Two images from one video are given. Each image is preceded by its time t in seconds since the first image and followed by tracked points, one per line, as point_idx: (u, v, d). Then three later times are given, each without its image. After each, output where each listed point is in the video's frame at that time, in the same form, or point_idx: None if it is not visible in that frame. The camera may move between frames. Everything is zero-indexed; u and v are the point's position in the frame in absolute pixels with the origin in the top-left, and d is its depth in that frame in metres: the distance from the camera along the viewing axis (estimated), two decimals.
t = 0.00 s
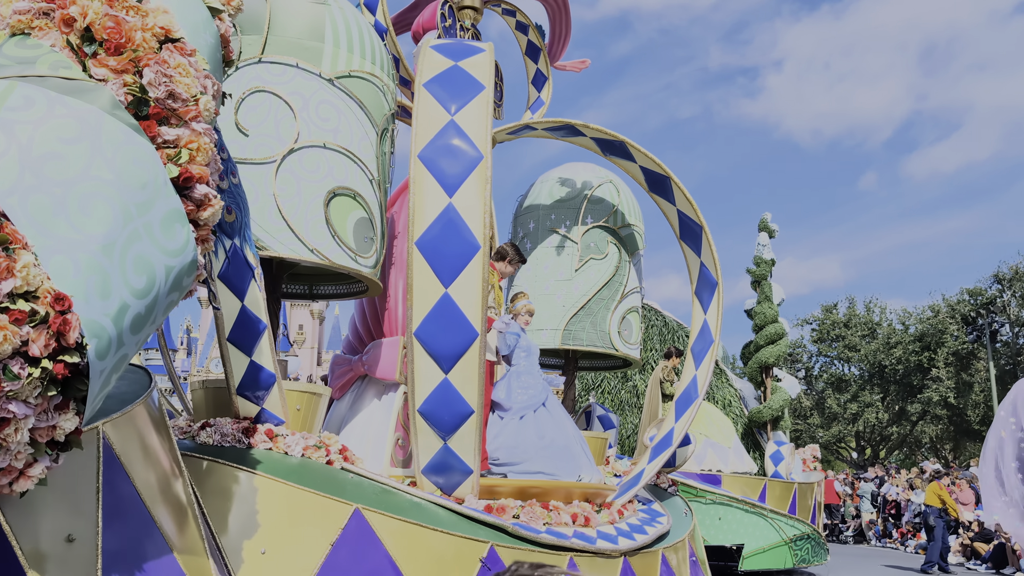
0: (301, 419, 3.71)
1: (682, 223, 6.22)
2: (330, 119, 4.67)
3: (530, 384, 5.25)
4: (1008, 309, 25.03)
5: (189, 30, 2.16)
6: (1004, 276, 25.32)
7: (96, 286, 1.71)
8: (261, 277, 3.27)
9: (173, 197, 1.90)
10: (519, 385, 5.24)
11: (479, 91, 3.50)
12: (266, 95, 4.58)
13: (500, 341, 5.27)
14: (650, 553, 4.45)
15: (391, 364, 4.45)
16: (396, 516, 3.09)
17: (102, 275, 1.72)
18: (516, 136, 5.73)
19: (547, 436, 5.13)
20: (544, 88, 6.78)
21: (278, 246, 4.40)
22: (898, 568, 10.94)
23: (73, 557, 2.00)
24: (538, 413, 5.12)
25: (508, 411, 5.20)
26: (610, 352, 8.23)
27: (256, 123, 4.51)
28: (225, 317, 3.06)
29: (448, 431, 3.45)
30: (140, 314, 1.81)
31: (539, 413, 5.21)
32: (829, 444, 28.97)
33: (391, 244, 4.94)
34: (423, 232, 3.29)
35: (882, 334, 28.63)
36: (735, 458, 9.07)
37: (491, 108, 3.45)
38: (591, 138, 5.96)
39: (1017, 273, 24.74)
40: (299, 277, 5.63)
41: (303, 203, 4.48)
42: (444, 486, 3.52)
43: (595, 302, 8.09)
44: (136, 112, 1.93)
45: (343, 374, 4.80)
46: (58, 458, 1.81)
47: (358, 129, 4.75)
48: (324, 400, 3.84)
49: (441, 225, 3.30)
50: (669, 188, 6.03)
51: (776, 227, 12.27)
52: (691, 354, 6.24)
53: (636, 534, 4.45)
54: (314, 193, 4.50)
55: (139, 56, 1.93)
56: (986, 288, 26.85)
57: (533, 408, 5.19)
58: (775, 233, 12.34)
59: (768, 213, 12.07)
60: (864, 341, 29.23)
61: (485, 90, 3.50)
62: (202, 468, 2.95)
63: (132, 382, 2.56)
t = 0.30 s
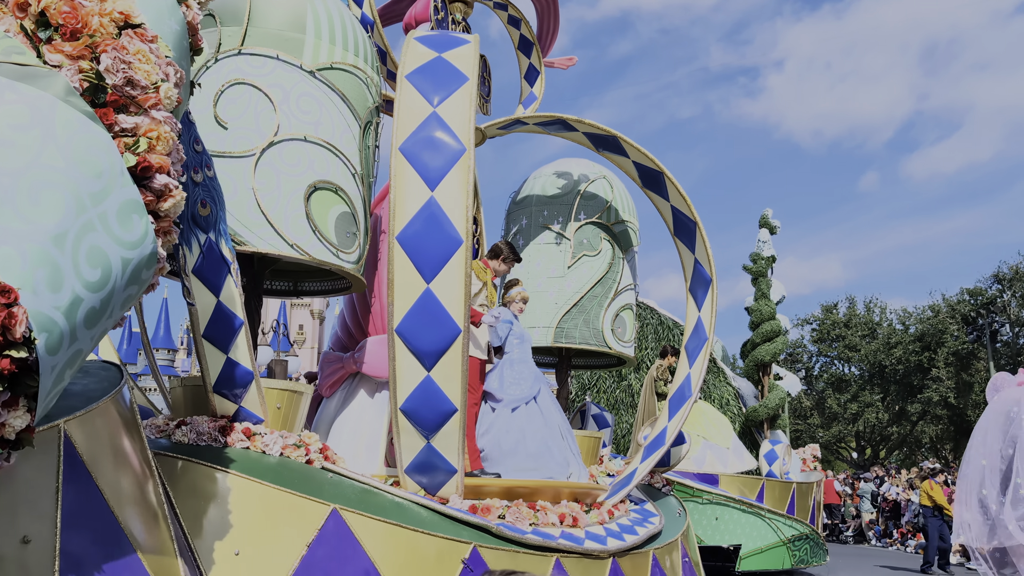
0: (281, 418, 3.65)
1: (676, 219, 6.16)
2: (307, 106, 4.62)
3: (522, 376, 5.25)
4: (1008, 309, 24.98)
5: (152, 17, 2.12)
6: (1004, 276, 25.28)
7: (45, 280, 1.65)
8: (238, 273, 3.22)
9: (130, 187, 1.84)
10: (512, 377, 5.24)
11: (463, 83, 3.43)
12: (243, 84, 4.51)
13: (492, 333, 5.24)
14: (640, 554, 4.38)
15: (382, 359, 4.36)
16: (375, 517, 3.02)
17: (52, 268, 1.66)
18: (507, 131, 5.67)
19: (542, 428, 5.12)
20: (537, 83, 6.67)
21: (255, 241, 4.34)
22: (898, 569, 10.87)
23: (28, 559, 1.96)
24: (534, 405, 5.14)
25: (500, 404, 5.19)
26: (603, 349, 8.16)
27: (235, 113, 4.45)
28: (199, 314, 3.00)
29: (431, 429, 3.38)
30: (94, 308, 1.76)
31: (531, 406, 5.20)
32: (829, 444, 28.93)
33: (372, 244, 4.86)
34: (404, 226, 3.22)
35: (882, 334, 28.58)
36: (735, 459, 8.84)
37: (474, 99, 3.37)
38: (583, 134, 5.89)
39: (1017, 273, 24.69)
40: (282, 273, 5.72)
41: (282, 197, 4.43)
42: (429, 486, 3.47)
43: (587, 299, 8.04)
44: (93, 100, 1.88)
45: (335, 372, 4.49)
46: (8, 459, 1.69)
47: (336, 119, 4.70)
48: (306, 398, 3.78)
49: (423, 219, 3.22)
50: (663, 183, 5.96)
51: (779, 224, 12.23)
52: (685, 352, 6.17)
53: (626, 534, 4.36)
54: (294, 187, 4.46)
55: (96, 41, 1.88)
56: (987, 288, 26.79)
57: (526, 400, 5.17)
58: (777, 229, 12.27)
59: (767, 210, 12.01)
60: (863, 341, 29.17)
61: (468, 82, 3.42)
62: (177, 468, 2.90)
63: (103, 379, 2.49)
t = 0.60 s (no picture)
0: (260, 416, 3.59)
1: (670, 215, 6.09)
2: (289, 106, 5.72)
3: (511, 367, 5.60)
4: (1008, 309, 24.90)
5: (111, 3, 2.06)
6: (1004, 276, 25.21)
7: None
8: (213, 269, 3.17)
9: (84, 176, 1.78)
10: (503, 368, 5.58)
11: (445, 74, 3.36)
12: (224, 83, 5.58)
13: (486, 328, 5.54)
14: (630, 556, 4.30)
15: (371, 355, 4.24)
16: (354, 517, 2.95)
17: None
18: (498, 126, 5.60)
19: (530, 419, 5.52)
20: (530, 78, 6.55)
21: (235, 235, 5.34)
22: (898, 570, 10.80)
23: None
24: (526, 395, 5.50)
25: (490, 393, 5.53)
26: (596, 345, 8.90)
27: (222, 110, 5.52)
28: (173, 309, 2.93)
29: (412, 428, 3.32)
30: (45, 302, 1.69)
31: (519, 396, 5.56)
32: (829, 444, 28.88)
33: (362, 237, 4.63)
34: (385, 220, 3.15)
35: (882, 335, 28.51)
36: (721, 457, 8.74)
37: (457, 90, 3.31)
38: (575, 129, 5.83)
39: (1018, 273, 24.61)
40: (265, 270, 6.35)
41: (261, 191, 5.46)
42: (411, 486, 3.42)
43: (580, 296, 8.84)
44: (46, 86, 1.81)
45: (325, 369, 4.36)
46: None
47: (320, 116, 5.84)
48: (287, 396, 3.72)
49: (403, 213, 3.15)
50: (656, 178, 5.90)
51: (780, 220, 12.16)
52: (678, 350, 6.09)
53: (615, 535, 4.28)
54: (273, 181, 5.50)
55: (50, 26, 1.82)
56: (987, 288, 26.72)
57: (516, 391, 5.53)
58: (778, 225, 12.20)
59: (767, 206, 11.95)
60: (863, 341, 29.12)
61: (451, 73, 3.36)
62: (151, 469, 2.84)
63: (70, 375, 2.43)
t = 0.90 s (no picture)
0: (240, 414, 3.51)
1: (663, 211, 6.02)
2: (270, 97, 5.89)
3: (503, 358, 5.64)
4: (1008, 309, 24.81)
5: None
6: (1004, 276, 25.14)
7: None
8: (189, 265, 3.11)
9: (34, 165, 1.71)
10: (495, 359, 5.61)
11: (427, 65, 3.28)
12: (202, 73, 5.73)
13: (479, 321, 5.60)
14: (620, 557, 4.21)
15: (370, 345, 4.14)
16: (331, 518, 2.88)
17: None
18: (489, 121, 5.52)
19: (522, 408, 5.52)
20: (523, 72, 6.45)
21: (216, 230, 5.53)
22: (898, 570, 10.73)
23: None
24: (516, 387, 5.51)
25: (482, 383, 5.54)
26: (589, 343, 8.96)
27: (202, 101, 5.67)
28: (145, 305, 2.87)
29: (394, 426, 3.25)
30: None
31: (510, 387, 5.57)
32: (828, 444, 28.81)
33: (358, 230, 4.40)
34: (364, 214, 3.08)
35: (882, 335, 28.44)
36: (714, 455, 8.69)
37: (439, 81, 3.24)
38: (566, 123, 5.75)
39: (1018, 272, 24.53)
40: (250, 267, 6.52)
41: (240, 182, 5.65)
42: (393, 485, 3.36)
43: (572, 294, 8.81)
44: None
45: (316, 367, 4.26)
46: None
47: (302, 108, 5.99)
48: (268, 394, 3.63)
49: (383, 207, 3.08)
50: (649, 173, 5.82)
51: (782, 216, 12.08)
52: (671, 347, 6.02)
53: (604, 535, 4.20)
54: (252, 172, 5.70)
55: None
56: (987, 288, 26.63)
57: (508, 381, 5.55)
58: (779, 221, 12.13)
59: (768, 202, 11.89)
60: (863, 341, 29.03)
61: (433, 64, 3.28)
62: (125, 468, 2.77)
63: (37, 372, 2.37)
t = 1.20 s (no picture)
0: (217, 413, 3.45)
1: (656, 207, 5.95)
2: (248, 91, 7.21)
3: (495, 355, 5.58)
4: (1008, 309, 24.74)
5: None
6: (1004, 276, 25.06)
7: None
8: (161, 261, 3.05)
9: None
10: (490, 356, 5.56)
11: (407, 55, 3.21)
12: (180, 66, 7.03)
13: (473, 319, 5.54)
14: (608, 557, 4.13)
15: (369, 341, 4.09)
16: (307, 519, 2.81)
17: None
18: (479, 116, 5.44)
19: (517, 406, 5.48)
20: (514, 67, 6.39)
21: (193, 221, 6.77)
22: (897, 571, 10.67)
23: None
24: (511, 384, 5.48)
25: (476, 380, 5.49)
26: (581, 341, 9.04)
27: (182, 96, 6.95)
28: (115, 300, 2.82)
29: (373, 425, 3.18)
30: None
31: (505, 384, 5.53)
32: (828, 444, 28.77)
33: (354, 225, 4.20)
34: (341, 207, 3.01)
35: (882, 334, 28.37)
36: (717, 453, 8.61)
37: (419, 72, 3.17)
38: (557, 118, 5.67)
39: (1018, 273, 24.45)
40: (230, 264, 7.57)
41: (216, 174, 6.91)
42: (374, 485, 3.31)
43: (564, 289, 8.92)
44: None
45: (305, 364, 4.19)
46: None
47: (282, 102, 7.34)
48: (247, 392, 3.56)
49: (361, 199, 3.01)
50: (641, 169, 5.76)
51: (783, 212, 12.02)
52: (665, 345, 5.95)
53: (592, 536, 4.12)
54: (231, 163, 6.99)
55: None
56: (987, 288, 26.56)
57: (503, 379, 5.51)
58: (779, 217, 12.07)
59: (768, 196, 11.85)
60: (863, 341, 28.96)
61: (413, 55, 3.21)
62: (96, 468, 2.72)
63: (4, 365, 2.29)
